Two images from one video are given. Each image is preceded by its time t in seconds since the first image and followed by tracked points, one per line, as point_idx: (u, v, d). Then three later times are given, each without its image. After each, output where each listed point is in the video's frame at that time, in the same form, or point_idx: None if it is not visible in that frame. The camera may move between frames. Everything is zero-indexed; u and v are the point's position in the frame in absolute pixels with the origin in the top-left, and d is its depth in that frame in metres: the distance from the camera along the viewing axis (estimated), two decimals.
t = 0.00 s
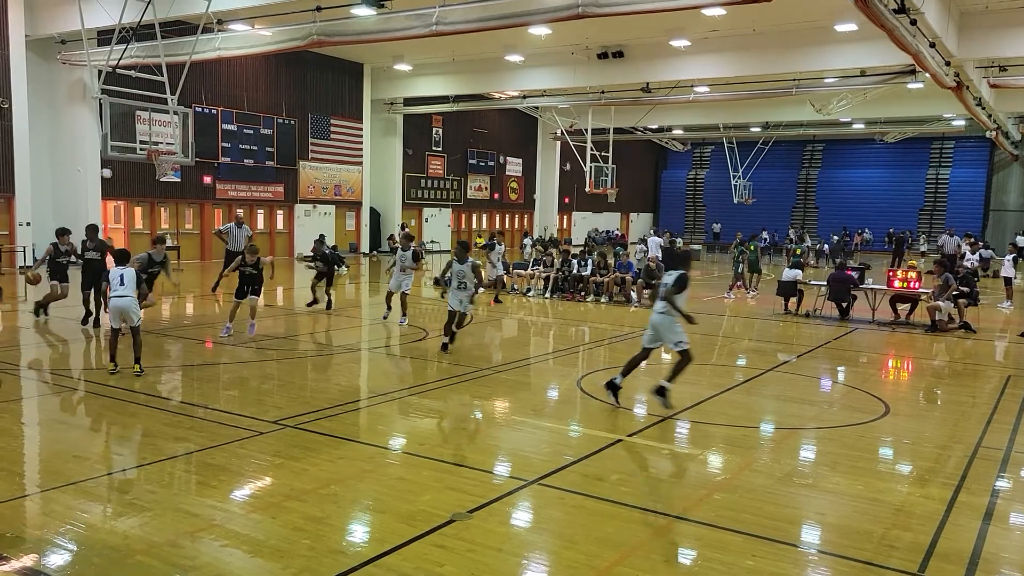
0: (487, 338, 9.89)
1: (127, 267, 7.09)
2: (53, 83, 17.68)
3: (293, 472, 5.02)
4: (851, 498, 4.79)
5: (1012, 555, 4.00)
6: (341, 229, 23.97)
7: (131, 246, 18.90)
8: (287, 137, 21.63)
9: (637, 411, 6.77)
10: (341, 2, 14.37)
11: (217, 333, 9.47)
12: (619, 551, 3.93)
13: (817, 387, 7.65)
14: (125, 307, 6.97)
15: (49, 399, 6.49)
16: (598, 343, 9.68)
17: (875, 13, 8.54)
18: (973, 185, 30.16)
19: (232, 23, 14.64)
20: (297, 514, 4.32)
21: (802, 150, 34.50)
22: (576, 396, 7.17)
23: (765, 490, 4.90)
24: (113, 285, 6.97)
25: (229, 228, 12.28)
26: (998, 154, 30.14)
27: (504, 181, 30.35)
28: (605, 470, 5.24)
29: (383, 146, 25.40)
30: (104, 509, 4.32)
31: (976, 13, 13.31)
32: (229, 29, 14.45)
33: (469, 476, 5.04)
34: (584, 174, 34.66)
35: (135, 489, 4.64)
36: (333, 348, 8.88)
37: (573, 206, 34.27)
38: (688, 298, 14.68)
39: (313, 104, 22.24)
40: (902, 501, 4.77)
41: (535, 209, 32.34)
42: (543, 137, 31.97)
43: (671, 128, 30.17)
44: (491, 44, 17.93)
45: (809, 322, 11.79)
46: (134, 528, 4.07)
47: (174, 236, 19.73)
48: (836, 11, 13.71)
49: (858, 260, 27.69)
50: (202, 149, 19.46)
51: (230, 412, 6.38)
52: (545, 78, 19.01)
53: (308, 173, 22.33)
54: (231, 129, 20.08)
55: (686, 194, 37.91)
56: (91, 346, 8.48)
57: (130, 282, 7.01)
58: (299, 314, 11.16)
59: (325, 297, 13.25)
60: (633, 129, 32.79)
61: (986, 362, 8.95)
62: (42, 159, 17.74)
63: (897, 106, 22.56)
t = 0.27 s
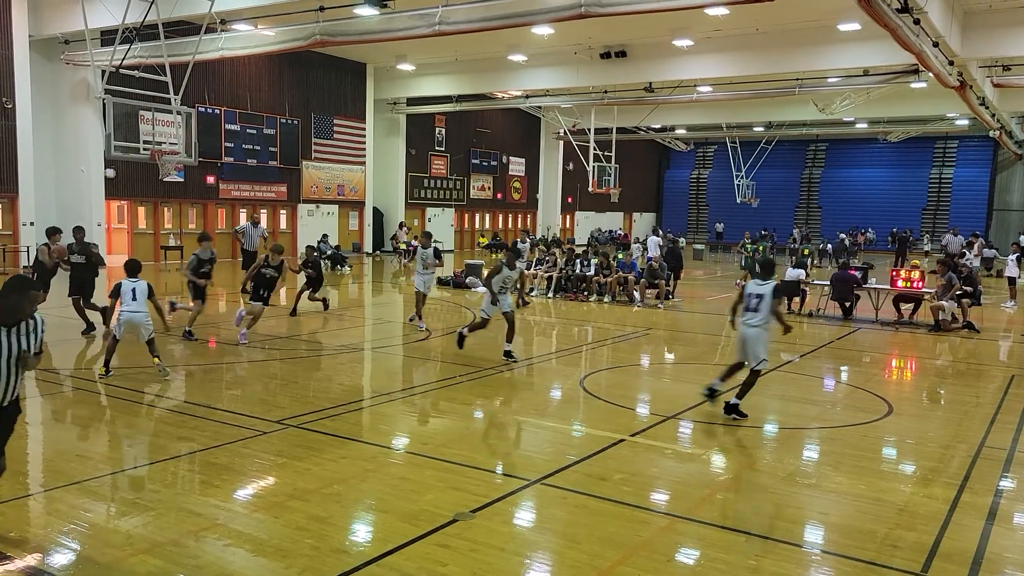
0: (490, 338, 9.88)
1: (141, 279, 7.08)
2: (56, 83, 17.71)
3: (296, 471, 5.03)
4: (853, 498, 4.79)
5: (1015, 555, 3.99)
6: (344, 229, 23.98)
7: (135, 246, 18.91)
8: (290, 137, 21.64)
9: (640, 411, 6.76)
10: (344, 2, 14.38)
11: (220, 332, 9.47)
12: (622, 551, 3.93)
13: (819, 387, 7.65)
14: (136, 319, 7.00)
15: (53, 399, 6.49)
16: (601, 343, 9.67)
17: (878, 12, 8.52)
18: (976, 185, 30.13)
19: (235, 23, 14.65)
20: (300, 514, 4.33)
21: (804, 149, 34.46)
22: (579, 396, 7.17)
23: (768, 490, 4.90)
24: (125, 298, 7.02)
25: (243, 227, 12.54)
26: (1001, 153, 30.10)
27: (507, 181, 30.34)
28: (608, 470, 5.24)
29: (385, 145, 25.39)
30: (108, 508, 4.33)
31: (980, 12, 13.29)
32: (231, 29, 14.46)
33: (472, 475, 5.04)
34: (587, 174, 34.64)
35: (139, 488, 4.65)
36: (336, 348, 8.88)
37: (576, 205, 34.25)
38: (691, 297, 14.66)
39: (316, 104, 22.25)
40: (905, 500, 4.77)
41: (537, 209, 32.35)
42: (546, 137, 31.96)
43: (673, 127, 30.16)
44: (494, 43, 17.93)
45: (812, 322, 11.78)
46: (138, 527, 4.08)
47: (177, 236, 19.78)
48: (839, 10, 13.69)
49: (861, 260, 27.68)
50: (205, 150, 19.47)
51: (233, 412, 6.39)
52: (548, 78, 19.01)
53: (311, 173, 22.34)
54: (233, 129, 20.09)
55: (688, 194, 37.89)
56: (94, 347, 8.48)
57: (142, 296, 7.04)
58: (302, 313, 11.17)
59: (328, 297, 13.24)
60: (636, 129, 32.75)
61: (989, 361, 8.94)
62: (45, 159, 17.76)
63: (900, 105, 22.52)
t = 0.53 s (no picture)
0: (493, 338, 9.88)
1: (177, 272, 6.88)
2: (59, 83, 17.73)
3: (298, 471, 5.03)
4: (856, 498, 4.79)
5: (1019, 554, 3.99)
6: (347, 229, 24.02)
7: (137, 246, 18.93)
8: (292, 137, 21.67)
9: (642, 411, 6.76)
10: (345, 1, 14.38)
11: (223, 332, 9.47)
12: (624, 551, 3.93)
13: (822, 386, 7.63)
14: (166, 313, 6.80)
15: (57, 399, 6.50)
16: (604, 343, 9.67)
17: (881, 12, 8.50)
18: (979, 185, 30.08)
19: (237, 23, 14.67)
20: (303, 513, 4.33)
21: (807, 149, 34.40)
22: (582, 396, 7.16)
23: (770, 490, 4.89)
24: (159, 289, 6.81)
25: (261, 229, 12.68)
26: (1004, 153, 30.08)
27: (509, 181, 30.34)
28: (610, 469, 5.24)
29: (387, 145, 25.40)
30: (111, 508, 4.33)
31: (982, 12, 13.27)
32: (234, 30, 14.48)
33: (474, 475, 5.04)
34: (589, 174, 34.62)
35: (141, 488, 4.66)
36: (338, 348, 8.88)
37: (578, 205, 34.24)
38: (694, 297, 14.65)
39: (318, 104, 22.26)
40: (908, 500, 4.76)
41: (540, 208, 32.35)
42: (548, 136, 31.95)
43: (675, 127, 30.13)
44: (496, 43, 17.92)
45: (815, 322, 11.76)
46: (140, 527, 4.09)
47: (180, 235, 19.84)
48: (842, 10, 13.67)
49: (864, 259, 27.64)
50: (208, 150, 19.50)
51: (236, 411, 6.39)
52: (550, 78, 19.00)
53: (313, 173, 22.37)
54: (236, 129, 20.11)
55: (691, 194, 37.87)
56: (97, 346, 8.47)
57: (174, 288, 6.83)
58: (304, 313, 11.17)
59: (331, 296, 13.25)
60: (638, 129, 32.72)
61: (992, 361, 8.92)
62: (48, 159, 17.79)
63: (903, 104, 22.49)
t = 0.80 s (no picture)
0: (494, 338, 9.89)
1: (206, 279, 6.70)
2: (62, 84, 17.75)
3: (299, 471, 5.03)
4: (858, 499, 4.78)
5: (1021, 555, 3.99)
6: (348, 229, 24.01)
7: (139, 246, 18.95)
8: (294, 137, 21.69)
9: (643, 411, 6.76)
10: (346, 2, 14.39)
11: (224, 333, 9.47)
12: (625, 551, 3.93)
13: (823, 387, 7.63)
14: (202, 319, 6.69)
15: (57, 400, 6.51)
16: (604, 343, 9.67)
17: (883, 11, 8.49)
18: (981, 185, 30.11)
19: (239, 24, 14.69)
20: (303, 514, 4.34)
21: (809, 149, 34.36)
22: (582, 397, 7.16)
23: (772, 490, 4.89)
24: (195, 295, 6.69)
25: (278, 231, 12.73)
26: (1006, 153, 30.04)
27: (511, 181, 30.36)
28: (611, 470, 5.24)
29: (389, 145, 25.42)
30: (112, 508, 4.34)
31: (985, 11, 13.25)
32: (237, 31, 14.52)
33: (474, 476, 5.05)
34: (591, 174, 34.62)
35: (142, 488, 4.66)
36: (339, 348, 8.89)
37: (579, 206, 34.25)
38: (694, 297, 14.65)
39: (320, 105, 22.29)
40: (909, 501, 4.76)
41: (541, 209, 32.35)
42: (550, 136, 31.95)
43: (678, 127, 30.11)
44: (497, 43, 17.91)
45: (816, 322, 11.76)
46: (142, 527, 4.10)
47: (181, 236, 19.87)
48: (844, 9, 13.64)
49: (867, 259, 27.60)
50: (210, 150, 19.53)
51: (237, 412, 6.40)
52: (551, 78, 19.00)
53: (315, 173, 22.39)
54: (237, 129, 20.15)
55: (692, 194, 37.85)
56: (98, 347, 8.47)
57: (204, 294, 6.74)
58: (304, 313, 11.18)
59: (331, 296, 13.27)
60: (640, 129, 32.70)
61: (994, 362, 8.91)
62: (51, 160, 17.81)
63: (905, 104, 22.46)
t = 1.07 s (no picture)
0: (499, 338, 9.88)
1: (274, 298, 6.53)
2: (67, 83, 17.77)
3: (305, 471, 5.04)
4: (864, 498, 4.77)
5: None
6: (353, 229, 23.93)
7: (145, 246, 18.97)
8: (299, 137, 21.70)
9: (648, 410, 6.76)
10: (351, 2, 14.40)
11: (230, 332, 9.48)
12: (632, 551, 3.93)
13: (830, 387, 7.62)
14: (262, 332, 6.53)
15: (65, 399, 6.53)
16: (610, 343, 9.66)
17: (890, 10, 8.47)
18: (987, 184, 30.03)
19: (244, 23, 14.70)
20: (310, 513, 4.34)
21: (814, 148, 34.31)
22: (588, 396, 7.16)
23: (778, 490, 4.88)
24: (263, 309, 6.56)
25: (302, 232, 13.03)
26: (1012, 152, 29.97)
27: (516, 181, 30.34)
28: (617, 469, 5.24)
29: (394, 145, 25.44)
30: (118, 506, 4.35)
31: (991, 10, 13.21)
32: (241, 30, 14.53)
33: (480, 474, 5.05)
34: (595, 173, 34.62)
35: (149, 486, 4.68)
36: (345, 347, 8.89)
37: (584, 205, 34.26)
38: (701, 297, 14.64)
39: (325, 104, 22.29)
40: (917, 501, 4.74)
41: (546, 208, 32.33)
42: (555, 136, 31.94)
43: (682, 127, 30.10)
44: (503, 43, 17.90)
45: (821, 322, 11.74)
46: (148, 525, 4.11)
47: (187, 236, 19.87)
48: (850, 8, 13.62)
49: (872, 259, 27.56)
50: (215, 150, 19.54)
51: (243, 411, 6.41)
52: (556, 78, 18.99)
53: (320, 173, 22.38)
54: (243, 129, 20.16)
55: (697, 194, 37.84)
56: (105, 345, 8.50)
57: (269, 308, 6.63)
58: (310, 313, 11.19)
59: (338, 296, 13.27)
60: (644, 128, 32.69)
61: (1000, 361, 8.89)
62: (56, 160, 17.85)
63: (910, 104, 22.43)
